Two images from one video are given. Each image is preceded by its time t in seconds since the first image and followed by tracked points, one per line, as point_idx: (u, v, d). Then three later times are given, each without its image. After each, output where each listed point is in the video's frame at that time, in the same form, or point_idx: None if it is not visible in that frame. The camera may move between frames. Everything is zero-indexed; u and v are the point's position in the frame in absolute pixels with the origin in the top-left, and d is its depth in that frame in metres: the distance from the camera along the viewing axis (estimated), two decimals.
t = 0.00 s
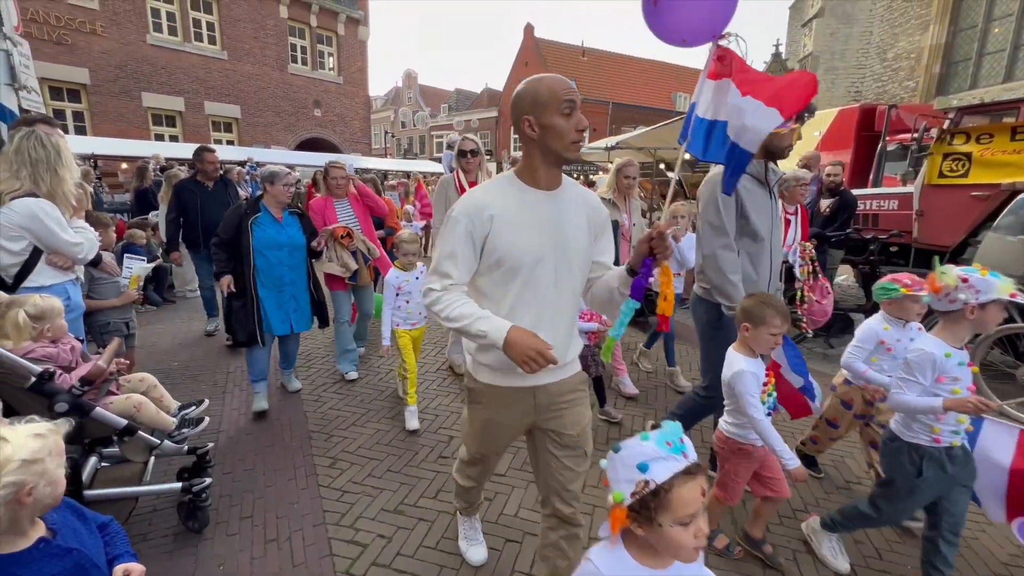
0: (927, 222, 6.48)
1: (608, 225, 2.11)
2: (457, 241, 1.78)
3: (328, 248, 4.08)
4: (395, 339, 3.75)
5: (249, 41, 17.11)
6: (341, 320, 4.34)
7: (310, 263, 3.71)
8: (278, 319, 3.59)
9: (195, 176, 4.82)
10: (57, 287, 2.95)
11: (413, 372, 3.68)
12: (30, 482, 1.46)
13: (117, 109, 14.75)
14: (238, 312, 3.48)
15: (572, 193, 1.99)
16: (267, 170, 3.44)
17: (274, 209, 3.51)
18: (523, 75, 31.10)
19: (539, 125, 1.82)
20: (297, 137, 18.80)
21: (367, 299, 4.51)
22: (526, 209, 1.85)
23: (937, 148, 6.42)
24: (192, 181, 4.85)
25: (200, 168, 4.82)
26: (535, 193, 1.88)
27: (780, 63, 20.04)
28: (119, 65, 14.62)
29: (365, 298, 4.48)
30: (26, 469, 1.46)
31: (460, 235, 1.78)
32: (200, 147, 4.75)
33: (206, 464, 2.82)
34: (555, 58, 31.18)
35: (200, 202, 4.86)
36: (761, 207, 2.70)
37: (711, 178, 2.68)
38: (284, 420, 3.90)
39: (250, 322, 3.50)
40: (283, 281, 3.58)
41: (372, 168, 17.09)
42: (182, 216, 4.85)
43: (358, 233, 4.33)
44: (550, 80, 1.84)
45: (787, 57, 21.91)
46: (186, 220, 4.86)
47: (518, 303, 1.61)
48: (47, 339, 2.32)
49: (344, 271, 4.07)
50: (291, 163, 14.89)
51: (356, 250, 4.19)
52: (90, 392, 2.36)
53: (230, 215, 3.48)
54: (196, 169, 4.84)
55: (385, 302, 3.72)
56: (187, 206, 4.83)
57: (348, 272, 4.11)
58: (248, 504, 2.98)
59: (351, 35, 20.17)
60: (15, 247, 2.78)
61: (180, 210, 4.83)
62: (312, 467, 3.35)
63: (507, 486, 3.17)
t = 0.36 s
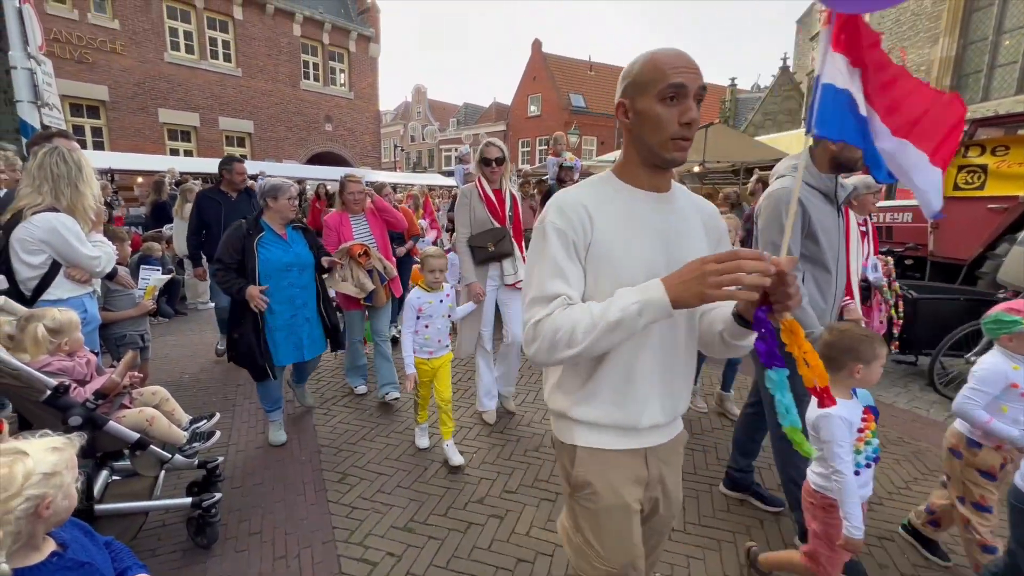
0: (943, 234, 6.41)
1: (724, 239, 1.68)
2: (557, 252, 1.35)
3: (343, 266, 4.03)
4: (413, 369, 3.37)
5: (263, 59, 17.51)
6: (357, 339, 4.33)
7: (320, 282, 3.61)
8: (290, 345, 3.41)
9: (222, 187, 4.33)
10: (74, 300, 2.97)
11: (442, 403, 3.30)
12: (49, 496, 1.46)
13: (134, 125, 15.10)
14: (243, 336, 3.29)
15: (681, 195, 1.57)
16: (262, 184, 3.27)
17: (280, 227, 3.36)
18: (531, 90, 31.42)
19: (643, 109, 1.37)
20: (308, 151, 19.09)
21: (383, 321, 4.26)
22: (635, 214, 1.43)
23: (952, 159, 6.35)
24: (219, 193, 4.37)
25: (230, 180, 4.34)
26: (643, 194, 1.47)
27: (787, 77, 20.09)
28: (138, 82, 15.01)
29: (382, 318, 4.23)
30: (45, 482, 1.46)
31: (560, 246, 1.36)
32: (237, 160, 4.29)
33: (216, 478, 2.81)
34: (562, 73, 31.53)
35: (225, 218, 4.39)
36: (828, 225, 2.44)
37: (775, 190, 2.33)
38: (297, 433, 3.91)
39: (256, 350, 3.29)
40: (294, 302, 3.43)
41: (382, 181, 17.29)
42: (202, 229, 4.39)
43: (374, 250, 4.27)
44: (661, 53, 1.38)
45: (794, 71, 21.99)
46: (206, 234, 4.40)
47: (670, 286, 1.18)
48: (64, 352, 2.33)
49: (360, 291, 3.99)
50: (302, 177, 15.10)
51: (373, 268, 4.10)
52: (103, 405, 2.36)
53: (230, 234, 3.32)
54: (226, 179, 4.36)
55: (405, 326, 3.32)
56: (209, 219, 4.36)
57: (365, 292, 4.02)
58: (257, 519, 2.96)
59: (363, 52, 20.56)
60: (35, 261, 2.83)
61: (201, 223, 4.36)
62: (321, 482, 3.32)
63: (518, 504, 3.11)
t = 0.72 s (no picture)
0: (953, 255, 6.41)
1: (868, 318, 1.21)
2: (703, 378, 0.80)
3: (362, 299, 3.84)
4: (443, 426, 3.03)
5: (274, 79, 17.85)
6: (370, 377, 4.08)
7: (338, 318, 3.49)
8: (302, 389, 3.24)
9: (233, 217, 4.37)
10: (86, 331, 2.99)
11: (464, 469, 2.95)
12: (56, 561, 1.44)
13: (147, 143, 15.39)
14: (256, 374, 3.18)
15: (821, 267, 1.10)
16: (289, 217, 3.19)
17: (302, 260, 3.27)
18: (536, 107, 31.74)
19: (796, 150, 0.90)
20: (315, 168, 19.32)
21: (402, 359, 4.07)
22: (790, 303, 0.94)
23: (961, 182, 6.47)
24: (229, 223, 4.39)
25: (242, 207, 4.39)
26: (789, 270, 0.99)
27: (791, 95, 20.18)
28: (152, 102, 15.33)
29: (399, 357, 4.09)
30: (53, 549, 1.44)
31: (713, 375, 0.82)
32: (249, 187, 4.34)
33: (220, 513, 2.77)
34: (568, 90, 31.88)
35: (238, 248, 4.41)
36: (920, 267, 2.27)
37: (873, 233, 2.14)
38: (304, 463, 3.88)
39: (264, 389, 3.21)
40: (312, 343, 3.28)
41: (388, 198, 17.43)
42: (214, 261, 4.38)
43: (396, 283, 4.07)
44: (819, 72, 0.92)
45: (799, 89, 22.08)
46: (218, 265, 4.40)
47: (927, 432, 0.73)
48: (72, 390, 2.34)
49: (375, 325, 3.80)
50: (310, 195, 15.24)
51: (392, 303, 3.93)
52: (110, 443, 2.35)
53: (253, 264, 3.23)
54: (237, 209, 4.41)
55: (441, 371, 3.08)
56: (221, 250, 4.37)
57: (381, 327, 3.83)
58: (261, 555, 2.91)
59: (371, 72, 20.90)
60: (48, 294, 2.85)
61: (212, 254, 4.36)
62: (326, 515, 3.27)
63: (525, 539, 3.05)
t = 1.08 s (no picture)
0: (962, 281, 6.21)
1: None
2: None
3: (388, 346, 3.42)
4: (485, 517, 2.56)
5: (281, 98, 18.11)
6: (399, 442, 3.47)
7: (361, 364, 3.14)
8: (314, 444, 2.93)
9: (234, 245, 4.27)
10: (87, 372, 2.97)
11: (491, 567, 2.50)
12: None
13: (156, 162, 15.60)
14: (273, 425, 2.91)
15: None
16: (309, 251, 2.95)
17: (325, 300, 3.00)
18: (539, 123, 32.03)
19: None
20: (321, 186, 19.48)
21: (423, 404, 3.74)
22: None
23: (967, 209, 6.25)
24: (230, 250, 4.28)
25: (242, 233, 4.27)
26: None
27: (794, 112, 20.28)
28: (161, 122, 15.57)
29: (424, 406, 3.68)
30: None
31: None
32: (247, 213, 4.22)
33: (218, 561, 2.71)
34: (570, 107, 32.19)
35: (241, 276, 4.29)
36: None
37: (957, 294, 1.73)
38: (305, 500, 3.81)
39: (282, 446, 2.89)
40: (325, 393, 2.96)
41: (392, 216, 17.50)
42: (218, 292, 4.27)
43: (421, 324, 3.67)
44: None
45: (800, 107, 22.27)
46: (221, 295, 4.26)
47: None
48: (71, 439, 2.32)
49: (406, 376, 3.31)
50: (314, 212, 15.33)
51: (421, 350, 3.51)
52: (109, 493, 2.31)
53: (270, 301, 3.00)
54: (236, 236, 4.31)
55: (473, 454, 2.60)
56: (224, 279, 4.25)
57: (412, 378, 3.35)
58: None
59: (377, 91, 21.15)
60: (50, 335, 2.85)
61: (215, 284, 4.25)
62: (327, 556, 3.19)
63: None
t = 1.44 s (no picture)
0: (967, 293, 6.15)
1: None
2: None
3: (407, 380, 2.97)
4: None
5: (285, 110, 18.27)
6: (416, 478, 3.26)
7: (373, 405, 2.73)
8: (329, 504, 2.50)
9: (247, 268, 3.90)
10: (87, 395, 2.96)
11: None
12: None
13: (161, 173, 15.73)
14: (268, 492, 2.41)
15: None
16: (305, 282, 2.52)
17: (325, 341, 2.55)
18: (541, 132, 32.18)
19: None
20: (324, 195, 19.56)
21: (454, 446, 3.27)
22: None
23: (972, 219, 6.19)
24: (242, 273, 3.91)
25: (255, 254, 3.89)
26: None
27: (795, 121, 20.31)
28: (166, 133, 15.72)
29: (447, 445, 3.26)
30: None
31: None
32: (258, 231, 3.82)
33: None
34: (572, 116, 32.30)
35: (254, 300, 3.93)
36: None
37: None
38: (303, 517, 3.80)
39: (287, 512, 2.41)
40: (338, 445, 2.55)
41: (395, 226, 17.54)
42: (229, 317, 3.91)
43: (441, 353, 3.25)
44: None
45: (802, 116, 22.32)
46: (232, 321, 3.90)
47: None
48: (69, 467, 2.31)
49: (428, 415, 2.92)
50: (317, 223, 15.38)
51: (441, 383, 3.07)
52: (108, 522, 2.28)
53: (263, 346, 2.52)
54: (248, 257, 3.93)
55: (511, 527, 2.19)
56: (236, 304, 3.88)
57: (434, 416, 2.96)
58: None
59: (380, 101, 21.28)
60: (50, 358, 2.84)
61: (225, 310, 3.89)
62: None
63: None
